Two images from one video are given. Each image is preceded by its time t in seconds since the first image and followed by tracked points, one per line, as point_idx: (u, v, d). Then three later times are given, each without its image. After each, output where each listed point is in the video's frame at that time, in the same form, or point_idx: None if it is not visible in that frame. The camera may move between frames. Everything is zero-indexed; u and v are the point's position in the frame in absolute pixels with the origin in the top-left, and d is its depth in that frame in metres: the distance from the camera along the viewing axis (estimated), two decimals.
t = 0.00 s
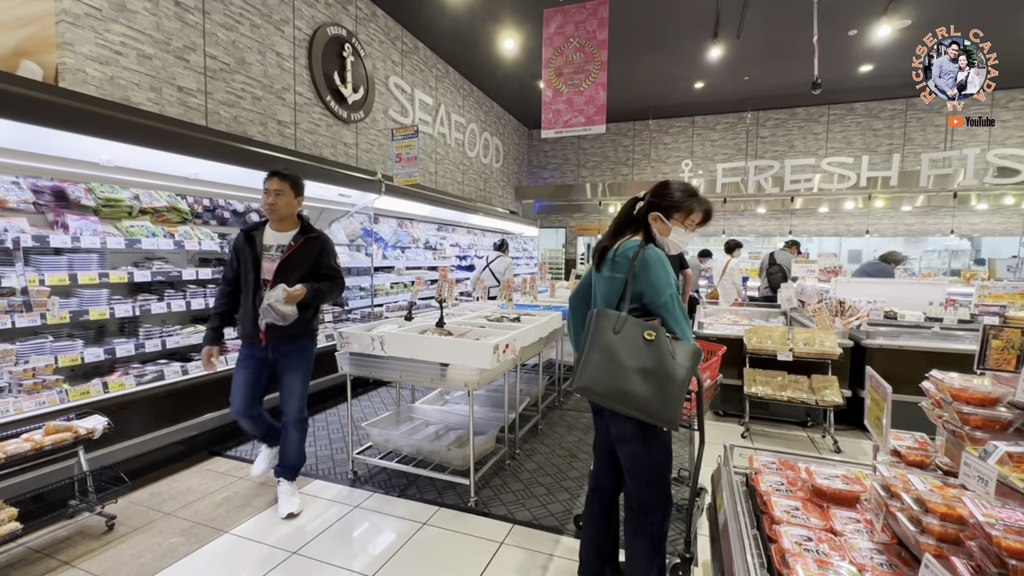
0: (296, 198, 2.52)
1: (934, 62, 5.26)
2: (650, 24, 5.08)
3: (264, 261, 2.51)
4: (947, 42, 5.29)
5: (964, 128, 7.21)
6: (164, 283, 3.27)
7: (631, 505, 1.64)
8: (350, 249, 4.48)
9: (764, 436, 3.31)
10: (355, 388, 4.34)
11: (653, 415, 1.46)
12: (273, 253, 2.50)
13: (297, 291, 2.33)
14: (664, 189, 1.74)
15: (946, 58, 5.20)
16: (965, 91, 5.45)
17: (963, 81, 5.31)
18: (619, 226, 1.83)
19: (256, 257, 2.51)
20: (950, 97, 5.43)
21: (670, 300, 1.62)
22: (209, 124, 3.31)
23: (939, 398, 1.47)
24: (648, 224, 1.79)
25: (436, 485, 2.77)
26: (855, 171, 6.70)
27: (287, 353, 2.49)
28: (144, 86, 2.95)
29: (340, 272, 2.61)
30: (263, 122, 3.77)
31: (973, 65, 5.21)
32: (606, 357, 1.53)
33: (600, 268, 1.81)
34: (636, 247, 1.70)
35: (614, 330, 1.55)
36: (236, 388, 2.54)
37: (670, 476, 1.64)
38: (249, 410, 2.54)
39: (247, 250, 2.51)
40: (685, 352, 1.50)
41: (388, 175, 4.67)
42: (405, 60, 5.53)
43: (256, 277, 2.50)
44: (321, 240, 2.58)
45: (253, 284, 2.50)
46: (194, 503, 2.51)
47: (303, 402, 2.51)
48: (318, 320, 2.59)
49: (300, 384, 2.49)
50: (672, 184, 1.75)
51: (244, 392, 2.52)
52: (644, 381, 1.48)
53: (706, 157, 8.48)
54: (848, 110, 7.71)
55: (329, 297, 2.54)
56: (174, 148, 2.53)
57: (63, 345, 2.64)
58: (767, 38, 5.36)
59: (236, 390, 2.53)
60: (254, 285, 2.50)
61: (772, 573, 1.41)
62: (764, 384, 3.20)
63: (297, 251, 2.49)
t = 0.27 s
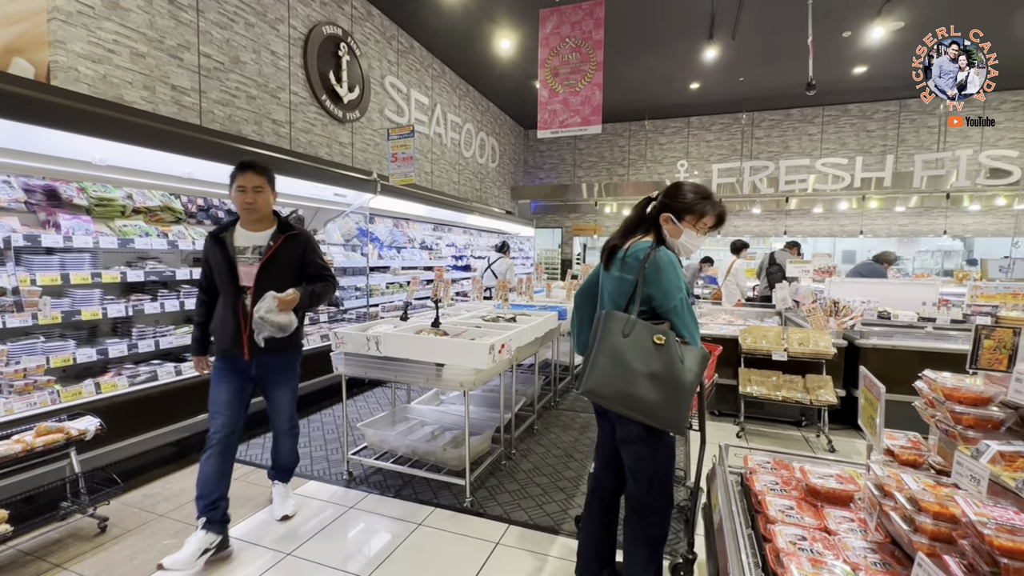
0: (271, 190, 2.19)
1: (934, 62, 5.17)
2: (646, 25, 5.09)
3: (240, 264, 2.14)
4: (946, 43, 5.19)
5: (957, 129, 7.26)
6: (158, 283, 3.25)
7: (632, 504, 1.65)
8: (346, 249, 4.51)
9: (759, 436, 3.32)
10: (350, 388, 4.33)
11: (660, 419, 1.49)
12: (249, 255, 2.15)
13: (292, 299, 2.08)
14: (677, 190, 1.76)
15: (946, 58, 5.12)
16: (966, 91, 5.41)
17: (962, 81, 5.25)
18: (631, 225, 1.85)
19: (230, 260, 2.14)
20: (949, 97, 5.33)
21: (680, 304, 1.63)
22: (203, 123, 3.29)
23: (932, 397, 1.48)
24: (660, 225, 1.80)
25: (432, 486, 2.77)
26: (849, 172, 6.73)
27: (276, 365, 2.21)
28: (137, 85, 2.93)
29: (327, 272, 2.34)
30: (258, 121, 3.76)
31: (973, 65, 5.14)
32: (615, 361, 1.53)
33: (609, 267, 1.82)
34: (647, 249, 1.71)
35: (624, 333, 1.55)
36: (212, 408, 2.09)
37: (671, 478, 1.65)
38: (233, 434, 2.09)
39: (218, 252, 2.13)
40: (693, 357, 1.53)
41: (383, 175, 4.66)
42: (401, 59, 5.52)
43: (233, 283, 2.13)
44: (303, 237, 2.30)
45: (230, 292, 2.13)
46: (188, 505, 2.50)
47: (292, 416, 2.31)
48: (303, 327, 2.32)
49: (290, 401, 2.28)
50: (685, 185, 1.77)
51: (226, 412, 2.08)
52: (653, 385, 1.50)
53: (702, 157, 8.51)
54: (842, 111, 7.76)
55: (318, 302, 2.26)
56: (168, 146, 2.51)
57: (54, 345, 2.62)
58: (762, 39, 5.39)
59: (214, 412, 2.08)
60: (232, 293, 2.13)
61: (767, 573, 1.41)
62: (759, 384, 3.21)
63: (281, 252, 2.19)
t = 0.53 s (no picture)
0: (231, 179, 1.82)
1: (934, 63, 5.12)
2: (641, 25, 5.10)
3: (197, 268, 1.78)
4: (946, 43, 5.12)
5: (950, 131, 7.32)
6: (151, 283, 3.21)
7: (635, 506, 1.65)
8: (342, 249, 4.51)
9: (754, 436, 3.33)
10: (345, 389, 4.31)
11: (670, 423, 1.50)
12: (208, 255, 1.79)
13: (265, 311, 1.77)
14: (686, 192, 1.78)
15: (946, 59, 5.05)
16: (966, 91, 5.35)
17: (963, 81, 5.19)
18: (640, 225, 1.85)
19: (185, 264, 1.76)
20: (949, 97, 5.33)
21: (688, 307, 1.67)
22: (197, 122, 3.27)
23: (925, 397, 1.49)
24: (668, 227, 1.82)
25: (427, 487, 2.76)
26: (843, 174, 6.76)
27: (245, 385, 1.88)
28: (130, 84, 2.91)
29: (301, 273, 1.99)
30: (252, 120, 3.74)
31: (973, 66, 5.06)
32: (626, 364, 1.53)
33: (616, 268, 1.82)
34: (656, 250, 1.72)
35: (635, 336, 1.56)
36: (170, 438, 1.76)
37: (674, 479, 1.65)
38: (201, 464, 1.80)
39: (168, 256, 1.75)
40: (702, 360, 1.55)
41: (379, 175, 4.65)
42: (397, 59, 5.51)
43: (188, 292, 1.76)
44: (273, 233, 1.93)
45: (185, 302, 1.76)
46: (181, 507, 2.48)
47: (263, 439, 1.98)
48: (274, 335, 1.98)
49: (260, 422, 1.95)
50: (694, 187, 1.79)
51: (188, 445, 1.76)
52: (665, 389, 1.51)
53: (697, 158, 8.54)
54: (836, 113, 7.81)
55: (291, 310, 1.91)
56: (162, 146, 2.49)
57: (46, 345, 2.59)
58: (756, 41, 5.41)
59: (173, 445, 1.75)
60: (188, 302, 1.76)
61: (762, 573, 1.41)
62: (754, 384, 3.22)
63: (247, 254, 1.83)
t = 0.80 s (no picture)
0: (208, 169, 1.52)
1: (934, 63, 5.12)
2: (636, 28, 5.12)
3: (152, 267, 1.47)
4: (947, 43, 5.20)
5: (941, 134, 7.39)
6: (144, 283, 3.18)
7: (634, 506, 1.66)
8: (336, 250, 4.50)
9: (748, 437, 3.35)
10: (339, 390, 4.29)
11: (678, 427, 1.50)
12: (170, 254, 1.48)
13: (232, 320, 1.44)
14: (691, 194, 1.81)
15: (946, 58, 5.07)
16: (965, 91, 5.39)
17: (963, 81, 5.21)
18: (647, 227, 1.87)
19: (137, 262, 1.46)
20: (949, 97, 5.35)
21: (696, 310, 1.69)
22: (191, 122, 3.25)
23: (916, 397, 1.50)
24: (676, 229, 1.84)
25: (422, 488, 2.75)
26: (836, 176, 6.78)
27: (200, 398, 1.49)
28: (123, 83, 2.89)
29: (277, 282, 1.65)
30: (246, 120, 3.72)
31: (974, 65, 5.09)
32: (635, 367, 1.53)
33: (623, 270, 1.83)
34: (664, 252, 1.74)
35: (643, 339, 1.56)
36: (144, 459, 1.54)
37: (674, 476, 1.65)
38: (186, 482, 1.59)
39: (120, 252, 1.45)
40: (708, 364, 1.57)
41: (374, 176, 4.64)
42: (393, 60, 5.50)
43: (140, 295, 1.46)
44: (248, 233, 1.61)
45: (135, 307, 1.45)
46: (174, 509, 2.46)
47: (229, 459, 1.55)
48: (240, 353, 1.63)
49: (222, 439, 1.52)
50: (700, 189, 1.81)
51: (161, 468, 1.52)
52: (673, 393, 1.51)
53: (692, 160, 8.58)
54: (829, 115, 7.87)
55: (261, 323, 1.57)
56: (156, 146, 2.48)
57: (36, 347, 2.56)
58: (750, 43, 5.45)
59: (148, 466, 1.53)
60: (139, 307, 1.45)
61: (756, 573, 1.42)
62: (748, 385, 3.24)
63: (212, 253, 1.51)
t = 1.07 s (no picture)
0: (189, 160, 1.31)
1: (934, 62, 5.10)
2: (630, 31, 5.16)
3: (108, 274, 1.23)
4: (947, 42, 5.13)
5: (931, 138, 7.47)
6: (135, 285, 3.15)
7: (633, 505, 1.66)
8: (330, 251, 4.53)
9: (741, 438, 3.36)
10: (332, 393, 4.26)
11: (684, 429, 1.50)
12: (134, 260, 1.25)
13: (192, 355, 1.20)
14: (694, 198, 1.82)
15: (946, 58, 5.05)
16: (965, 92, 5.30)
17: (963, 82, 5.15)
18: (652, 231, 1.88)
19: (92, 266, 1.22)
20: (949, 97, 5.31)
21: (702, 313, 1.73)
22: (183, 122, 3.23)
23: (907, 399, 1.51)
24: (682, 232, 1.85)
25: (416, 491, 2.74)
26: (828, 179, 6.82)
27: (155, 440, 1.25)
28: (115, 83, 2.87)
29: (262, 304, 1.43)
30: (240, 121, 3.70)
31: (973, 65, 5.05)
32: (641, 368, 1.54)
33: (629, 272, 1.85)
34: (670, 255, 1.77)
35: (650, 340, 1.57)
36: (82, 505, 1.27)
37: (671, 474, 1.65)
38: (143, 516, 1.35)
39: (72, 253, 1.22)
40: (713, 366, 1.58)
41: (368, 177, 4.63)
42: (387, 61, 5.50)
43: (89, 306, 1.21)
44: (235, 245, 1.39)
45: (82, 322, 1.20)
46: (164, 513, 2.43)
47: (188, 507, 1.34)
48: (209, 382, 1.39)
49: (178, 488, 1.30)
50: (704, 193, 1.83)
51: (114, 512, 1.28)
52: (679, 394, 1.52)
53: (686, 162, 8.63)
54: (821, 119, 7.94)
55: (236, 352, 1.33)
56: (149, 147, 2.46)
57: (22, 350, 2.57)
58: (743, 47, 5.50)
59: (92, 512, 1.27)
60: (85, 321, 1.20)
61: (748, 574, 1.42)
62: (741, 386, 3.25)
63: (184, 265, 1.28)
